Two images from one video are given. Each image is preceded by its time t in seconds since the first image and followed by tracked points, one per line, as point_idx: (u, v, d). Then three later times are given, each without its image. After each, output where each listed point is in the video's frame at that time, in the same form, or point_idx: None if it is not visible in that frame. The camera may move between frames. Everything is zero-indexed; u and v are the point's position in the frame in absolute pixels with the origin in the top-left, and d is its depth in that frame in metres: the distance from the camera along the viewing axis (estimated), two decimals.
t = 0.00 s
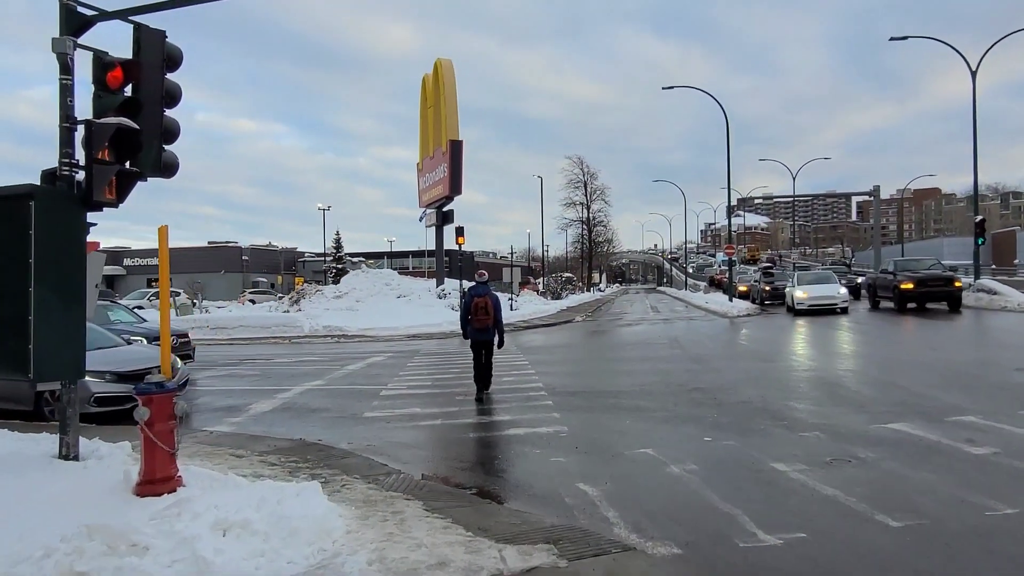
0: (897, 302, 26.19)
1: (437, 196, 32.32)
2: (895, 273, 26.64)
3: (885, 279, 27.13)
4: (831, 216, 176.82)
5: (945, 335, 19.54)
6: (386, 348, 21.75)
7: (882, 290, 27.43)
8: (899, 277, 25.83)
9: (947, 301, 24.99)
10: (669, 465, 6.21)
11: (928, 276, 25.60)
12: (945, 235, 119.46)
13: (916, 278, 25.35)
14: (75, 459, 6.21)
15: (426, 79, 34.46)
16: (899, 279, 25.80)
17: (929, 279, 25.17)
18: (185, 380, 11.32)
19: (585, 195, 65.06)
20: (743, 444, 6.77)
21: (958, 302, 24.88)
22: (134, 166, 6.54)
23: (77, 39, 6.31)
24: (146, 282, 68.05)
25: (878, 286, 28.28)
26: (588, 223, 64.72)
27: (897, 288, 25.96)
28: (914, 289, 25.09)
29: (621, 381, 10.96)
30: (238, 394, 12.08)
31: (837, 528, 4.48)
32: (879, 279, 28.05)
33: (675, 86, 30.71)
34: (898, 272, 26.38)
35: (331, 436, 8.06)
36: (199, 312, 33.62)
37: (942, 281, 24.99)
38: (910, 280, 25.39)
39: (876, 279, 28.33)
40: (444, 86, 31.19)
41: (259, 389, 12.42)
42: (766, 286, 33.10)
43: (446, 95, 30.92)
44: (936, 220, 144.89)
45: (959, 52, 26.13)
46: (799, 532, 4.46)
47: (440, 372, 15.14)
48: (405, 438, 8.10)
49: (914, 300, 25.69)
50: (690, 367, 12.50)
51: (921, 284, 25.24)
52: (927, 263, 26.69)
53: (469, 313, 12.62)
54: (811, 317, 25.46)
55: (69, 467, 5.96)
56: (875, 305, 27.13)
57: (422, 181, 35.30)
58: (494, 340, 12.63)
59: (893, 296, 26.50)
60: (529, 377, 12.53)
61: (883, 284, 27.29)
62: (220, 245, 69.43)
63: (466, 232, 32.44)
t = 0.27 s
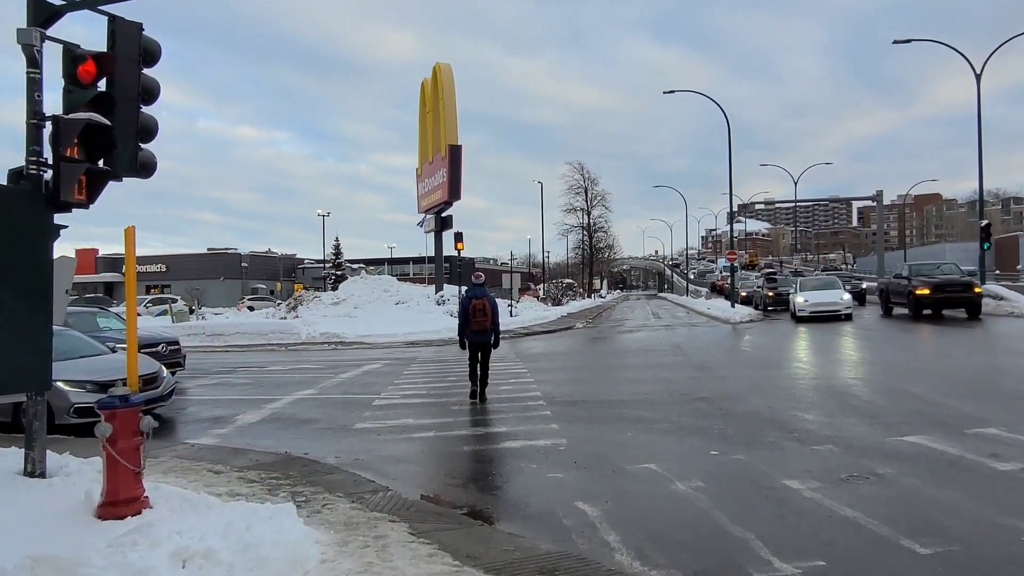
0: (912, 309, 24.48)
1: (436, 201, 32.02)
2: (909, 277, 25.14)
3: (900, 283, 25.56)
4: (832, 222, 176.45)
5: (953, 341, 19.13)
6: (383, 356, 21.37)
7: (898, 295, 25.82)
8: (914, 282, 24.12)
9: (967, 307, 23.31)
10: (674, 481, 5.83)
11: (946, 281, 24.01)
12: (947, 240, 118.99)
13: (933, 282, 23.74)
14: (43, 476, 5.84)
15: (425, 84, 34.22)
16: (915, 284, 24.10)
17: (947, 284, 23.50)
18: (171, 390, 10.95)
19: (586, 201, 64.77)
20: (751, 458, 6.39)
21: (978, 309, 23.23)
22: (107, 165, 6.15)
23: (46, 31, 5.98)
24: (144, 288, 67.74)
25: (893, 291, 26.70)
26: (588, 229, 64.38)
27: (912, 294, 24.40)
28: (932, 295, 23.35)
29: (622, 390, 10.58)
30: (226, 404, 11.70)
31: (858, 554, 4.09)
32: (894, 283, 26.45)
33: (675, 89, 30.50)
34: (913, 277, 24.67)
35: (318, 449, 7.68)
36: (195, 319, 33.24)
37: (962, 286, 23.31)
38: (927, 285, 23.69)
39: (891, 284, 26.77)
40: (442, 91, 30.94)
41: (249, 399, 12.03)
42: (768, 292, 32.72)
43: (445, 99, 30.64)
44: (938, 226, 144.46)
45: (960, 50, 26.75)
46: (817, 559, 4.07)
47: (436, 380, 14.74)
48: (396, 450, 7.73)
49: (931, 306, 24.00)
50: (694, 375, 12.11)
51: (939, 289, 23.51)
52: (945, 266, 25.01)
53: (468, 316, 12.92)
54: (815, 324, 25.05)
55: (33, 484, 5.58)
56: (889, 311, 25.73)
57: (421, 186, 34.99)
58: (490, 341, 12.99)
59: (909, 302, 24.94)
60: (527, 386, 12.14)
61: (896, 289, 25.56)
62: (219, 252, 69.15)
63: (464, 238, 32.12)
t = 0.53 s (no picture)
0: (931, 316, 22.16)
1: (434, 205, 31.63)
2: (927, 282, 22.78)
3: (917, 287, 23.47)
4: (833, 225, 176.06)
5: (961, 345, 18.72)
6: (378, 362, 20.95)
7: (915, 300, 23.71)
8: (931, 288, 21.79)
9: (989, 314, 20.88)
10: (680, 502, 5.43)
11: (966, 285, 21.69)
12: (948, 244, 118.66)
13: (951, 286, 21.55)
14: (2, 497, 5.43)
15: (423, 86, 33.86)
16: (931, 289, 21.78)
17: (969, 288, 21.05)
18: (155, 400, 10.52)
19: (586, 205, 64.44)
20: (761, 476, 5.97)
21: (1001, 315, 20.95)
22: (71, 164, 5.78)
23: (4, 19, 5.58)
24: (142, 293, 67.43)
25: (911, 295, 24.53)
26: (589, 233, 64.08)
27: (929, 299, 22.28)
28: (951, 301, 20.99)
29: (622, 400, 10.15)
30: (213, 413, 11.29)
31: None
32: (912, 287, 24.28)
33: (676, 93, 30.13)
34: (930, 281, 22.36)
35: (300, 465, 7.25)
36: (191, 324, 32.84)
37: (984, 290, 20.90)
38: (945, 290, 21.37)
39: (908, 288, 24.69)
40: (440, 93, 30.58)
41: (236, 408, 11.61)
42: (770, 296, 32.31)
43: (443, 102, 30.30)
44: (940, 230, 144.05)
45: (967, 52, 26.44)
46: None
47: (431, 387, 14.31)
48: (384, 464, 7.34)
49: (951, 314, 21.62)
50: (696, 383, 11.68)
51: (958, 294, 21.16)
52: (965, 268, 22.64)
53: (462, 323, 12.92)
54: (819, 328, 24.65)
55: None
56: (906, 318, 23.67)
57: (419, 190, 34.62)
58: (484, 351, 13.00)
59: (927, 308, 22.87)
60: (524, 394, 11.71)
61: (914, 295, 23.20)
62: (218, 256, 68.84)
63: (463, 242, 31.75)
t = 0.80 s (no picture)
0: (952, 322, 20.60)
1: (433, 206, 31.27)
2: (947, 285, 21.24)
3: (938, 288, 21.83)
4: (835, 229, 175.50)
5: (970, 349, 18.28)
6: (373, 365, 20.56)
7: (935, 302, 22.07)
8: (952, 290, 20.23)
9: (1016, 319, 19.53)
10: (682, 522, 5.00)
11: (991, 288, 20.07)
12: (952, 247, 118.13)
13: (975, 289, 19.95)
14: None
15: (422, 86, 33.51)
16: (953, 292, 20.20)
17: (994, 291, 19.49)
18: (135, 406, 10.12)
19: (587, 207, 64.05)
20: (768, 493, 5.57)
21: None
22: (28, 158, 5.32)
23: None
24: (141, 295, 67.13)
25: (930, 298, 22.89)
26: (590, 235, 63.69)
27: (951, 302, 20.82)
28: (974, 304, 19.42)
29: (620, 407, 9.76)
30: (196, 420, 10.89)
31: None
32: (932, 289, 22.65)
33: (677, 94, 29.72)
34: (951, 283, 20.81)
35: (279, 477, 6.85)
36: (186, 327, 32.47)
37: (1011, 292, 19.30)
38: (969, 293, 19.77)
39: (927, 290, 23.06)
40: (439, 93, 30.21)
41: (221, 415, 11.22)
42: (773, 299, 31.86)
43: (442, 103, 29.95)
44: (943, 233, 143.47)
45: (973, 52, 25.97)
46: None
47: (425, 392, 13.90)
48: (367, 475, 6.93)
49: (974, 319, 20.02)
50: (697, 390, 11.27)
51: (982, 297, 19.55)
52: (989, 270, 21.07)
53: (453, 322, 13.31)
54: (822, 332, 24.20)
55: None
56: (924, 324, 22.15)
57: (418, 191, 34.25)
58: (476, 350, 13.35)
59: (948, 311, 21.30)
60: (519, 400, 11.32)
61: (932, 299, 21.70)
62: (217, 258, 68.54)
63: (462, 244, 31.38)
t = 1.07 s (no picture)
0: (981, 328, 19.39)
1: (433, 210, 30.95)
2: (974, 288, 20.06)
3: (965, 293, 19.96)
4: (838, 233, 175.05)
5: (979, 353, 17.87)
6: (371, 371, 20.19)
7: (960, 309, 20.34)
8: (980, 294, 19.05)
9: None
10: (691, 541, 4.62)
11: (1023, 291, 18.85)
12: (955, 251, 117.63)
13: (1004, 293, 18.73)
14: None
15: (422, 89, 33.19)
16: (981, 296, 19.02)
17: None
18: (118, 415, 9.74)
19: (589, 211, 63.71)
20: (783, 508, 5.19)
21: None
22: None
23: None
24: (141, 300, 66.85)
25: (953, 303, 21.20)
26: (592, 239, 63.31)
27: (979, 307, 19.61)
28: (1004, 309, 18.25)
29: (623, 414, 9.38)
30: (184, 428, 10.52)
31: None
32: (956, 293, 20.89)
33: (679, 95, 29.39)
34: (978, 287, 19.64)
35: (262, 490, 6.49)
36: (183, 332, 32.13)
37: None
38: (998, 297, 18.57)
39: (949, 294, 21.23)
40: (439, 95, 29.88)
41: (209, 422, 10.86)
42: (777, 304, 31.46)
43: (442, 105, 29.65)
44: (946, 237, 142.94)
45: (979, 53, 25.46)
46: None
47: (421, 398, 13.52)
48: (355, 488, 6.56)
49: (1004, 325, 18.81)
50: (702, 396, 10.90)
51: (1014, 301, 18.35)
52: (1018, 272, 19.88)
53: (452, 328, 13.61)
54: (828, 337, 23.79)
55: None
56: (948, 329, 21.02)
57: (418, 195, 33.93)
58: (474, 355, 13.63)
59: (974, 318, 19.66)
60: (517, 407, 10.95)
61: (957, 303, 20.56)
62: (217, 262, 68.24)
63: (461, 248, 31.05)
